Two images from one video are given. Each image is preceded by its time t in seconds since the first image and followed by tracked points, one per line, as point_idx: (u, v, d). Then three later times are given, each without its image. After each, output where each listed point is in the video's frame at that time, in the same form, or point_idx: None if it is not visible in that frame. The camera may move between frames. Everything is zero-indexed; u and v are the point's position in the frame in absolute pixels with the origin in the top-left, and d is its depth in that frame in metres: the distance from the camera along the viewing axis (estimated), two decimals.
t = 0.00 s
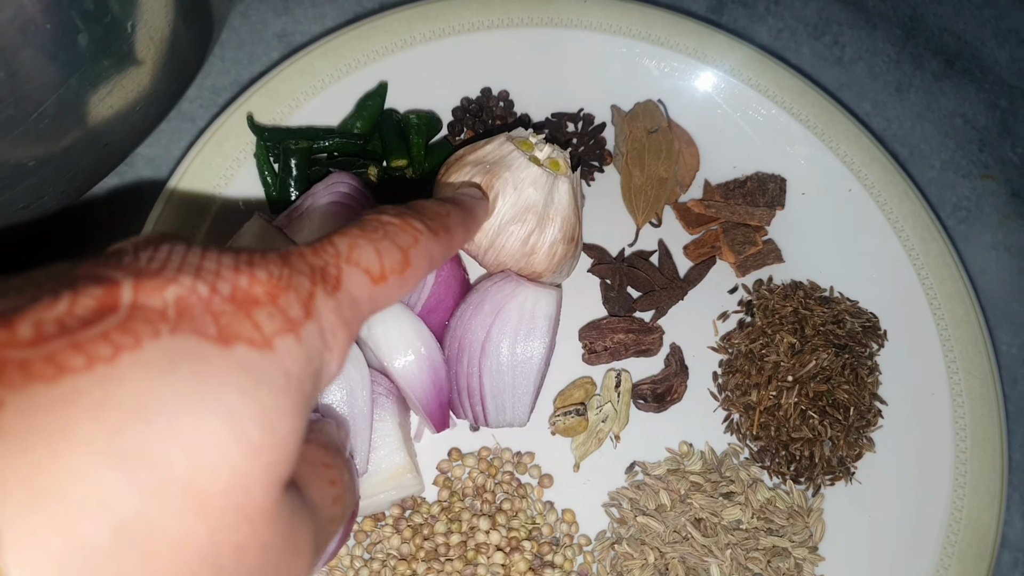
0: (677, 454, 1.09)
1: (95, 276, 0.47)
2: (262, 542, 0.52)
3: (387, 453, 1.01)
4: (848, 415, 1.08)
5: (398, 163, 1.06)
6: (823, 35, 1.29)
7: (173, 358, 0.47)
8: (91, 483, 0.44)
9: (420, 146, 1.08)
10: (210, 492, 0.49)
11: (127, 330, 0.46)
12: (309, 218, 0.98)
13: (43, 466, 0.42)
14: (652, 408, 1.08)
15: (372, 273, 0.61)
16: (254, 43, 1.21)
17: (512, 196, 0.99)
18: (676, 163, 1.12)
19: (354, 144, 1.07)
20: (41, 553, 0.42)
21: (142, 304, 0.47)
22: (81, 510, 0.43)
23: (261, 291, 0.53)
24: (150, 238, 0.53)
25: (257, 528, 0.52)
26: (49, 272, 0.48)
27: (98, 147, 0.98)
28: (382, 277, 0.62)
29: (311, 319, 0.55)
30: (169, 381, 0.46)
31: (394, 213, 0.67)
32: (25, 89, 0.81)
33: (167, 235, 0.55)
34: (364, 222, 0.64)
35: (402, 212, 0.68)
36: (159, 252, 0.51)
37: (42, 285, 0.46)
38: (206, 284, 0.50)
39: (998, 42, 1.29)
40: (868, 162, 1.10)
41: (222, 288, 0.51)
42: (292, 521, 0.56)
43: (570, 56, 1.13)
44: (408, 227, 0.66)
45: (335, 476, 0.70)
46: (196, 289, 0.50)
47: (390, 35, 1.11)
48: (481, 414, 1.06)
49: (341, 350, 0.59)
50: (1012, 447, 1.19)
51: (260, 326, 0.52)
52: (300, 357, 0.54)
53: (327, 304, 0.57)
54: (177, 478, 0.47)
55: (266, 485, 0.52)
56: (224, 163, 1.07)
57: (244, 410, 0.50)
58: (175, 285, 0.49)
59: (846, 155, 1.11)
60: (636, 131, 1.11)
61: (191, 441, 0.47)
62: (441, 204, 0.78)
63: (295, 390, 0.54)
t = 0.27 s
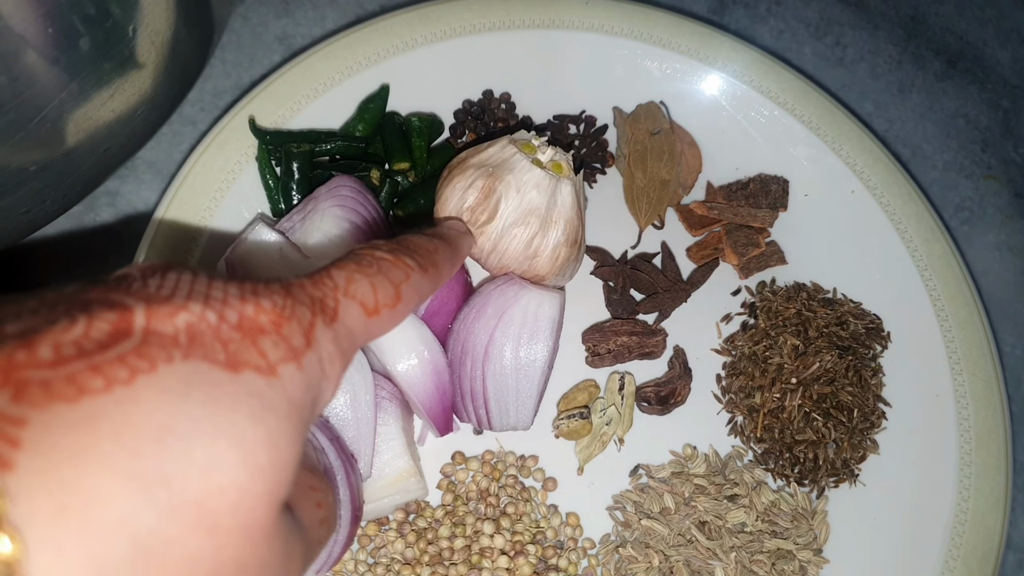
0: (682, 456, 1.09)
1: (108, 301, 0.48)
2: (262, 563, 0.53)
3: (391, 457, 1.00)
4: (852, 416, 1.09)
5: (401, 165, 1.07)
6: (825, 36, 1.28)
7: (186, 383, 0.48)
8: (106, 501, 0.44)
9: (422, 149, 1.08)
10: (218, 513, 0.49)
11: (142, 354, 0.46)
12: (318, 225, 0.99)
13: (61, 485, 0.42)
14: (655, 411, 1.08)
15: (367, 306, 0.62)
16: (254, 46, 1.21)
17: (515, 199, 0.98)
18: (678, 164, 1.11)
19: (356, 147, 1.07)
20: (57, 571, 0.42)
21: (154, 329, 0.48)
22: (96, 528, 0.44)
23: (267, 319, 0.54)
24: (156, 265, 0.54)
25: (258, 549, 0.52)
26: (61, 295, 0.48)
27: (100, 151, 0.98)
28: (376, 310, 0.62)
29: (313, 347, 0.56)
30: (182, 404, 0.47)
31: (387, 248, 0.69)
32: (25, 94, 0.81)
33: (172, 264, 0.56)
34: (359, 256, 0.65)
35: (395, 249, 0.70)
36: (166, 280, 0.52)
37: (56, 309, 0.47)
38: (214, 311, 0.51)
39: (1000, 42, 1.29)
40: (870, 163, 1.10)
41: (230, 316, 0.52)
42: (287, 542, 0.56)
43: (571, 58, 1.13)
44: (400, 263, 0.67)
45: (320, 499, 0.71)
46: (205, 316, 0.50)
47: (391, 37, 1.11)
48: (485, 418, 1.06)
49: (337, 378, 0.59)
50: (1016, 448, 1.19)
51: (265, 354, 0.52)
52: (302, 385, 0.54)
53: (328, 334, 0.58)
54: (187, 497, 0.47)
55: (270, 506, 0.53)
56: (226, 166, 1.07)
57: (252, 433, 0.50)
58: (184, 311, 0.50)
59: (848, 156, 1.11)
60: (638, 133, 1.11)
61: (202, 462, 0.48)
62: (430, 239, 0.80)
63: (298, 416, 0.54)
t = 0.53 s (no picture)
0: (682, 456, 1.09)
1: (106, 302, 0.47)
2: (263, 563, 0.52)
3: (391, 458, 1.00)
4: (852, 416, 1.08)
5: (400, 165, 1.07)
6: (823, 34, 1.28)
7: (187, 382, 0.47)
8: (109, 502, 0.43)
9: (421, 149, 1.08)
10: (219, 513, 0.48)
11: (142, 355, 0.46)
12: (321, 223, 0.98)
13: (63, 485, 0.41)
14: (656, 411, 1.08)
15: (364, 306, 0.61)
16: (252, 46, 1.20)
17: (514, 199, 0.98)
18: (678, 164, 1.11)
19: (355, 147, 1.07)
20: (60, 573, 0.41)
21: (153, 329, 0.47)
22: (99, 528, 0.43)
23: (265, 319, 0.53)
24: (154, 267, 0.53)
25: (258, 550, 0.52)
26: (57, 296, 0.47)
27: (98, 152, 0.98)
28: (373, 310, 0.62)
29: (312, 347, 0.56)
30: (184, 404, 0.46)
31: (383, 247, 0.69)
32: (24, 95, 0.80)
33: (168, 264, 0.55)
34: (356, 256, 0.65)
35: (391, 248, 0.69)
36: (164, 280, 0.51)
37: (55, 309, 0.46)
38: (213, 311, 0.50)
39: (998, 41, 1.29)
40: (870, 162, 1.10)
41: (229, 316, 0.51)
42: (287, 541, 0.56)
43: (570, 57, 1.13)
44: (397, 263, 0.67)
45: (318, 496, 0.71)
46: (205, 316, 0.50)
47: (389, 37, 1.10)
48: (485, 418, 1.06)
49: (335, 377, 0.59)
50: (1016, 446, 1.19)
51: (264, 354, 0.52)
52: (300, 384, 0.54)
53: (327, 334, 0.57)
54: (189, 497, 0.47)
55: (269, 506, 0.52)
56: (225, 167, 1.07)
57: (252, 432, 0.50)
58: (184, 311, 0.49)
59: (847, 155, 1.11)
60: (638, 132, 1.11)
61: (202, 461, 0.47)
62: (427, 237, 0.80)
63: (296, 414, 0.54)
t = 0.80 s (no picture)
0: (684, 455, 1.09)
1: (115, 293, 0.50)
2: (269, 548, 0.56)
3: (394, 456, 1.01)
4: (853, 414, 1.08)
5: (403, 165, 1.07)
6: (824, 35, 1.29)
7: (194, 372, 0.50)
8: (118, 486, 0.46)
9: (424, 148, 1.09)
10: (225, 499, 0.52)
11: (149, 344, 0.49)
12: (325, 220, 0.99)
13: (73, 471, 0.45)
14: (658, 409, 1.08)
15: (369, 298, 0.64)
16: (255, 47, 1.21)
17: (517, 198, 0.99)
18: (679, 164, 1.12)
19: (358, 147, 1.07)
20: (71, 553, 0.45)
21: (160, 319, 0.50)
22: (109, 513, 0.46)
23: (271, 310, 0.57)
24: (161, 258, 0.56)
25: (265, 534, 0.55)
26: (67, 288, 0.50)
27: (102, 152, 0.98)
28: (378, 302, 0.65)
29: (316, 338, 0.59)
30: (190, 394, 0.49)
31: (390, 241, 0.70)
32: (29, 95, 0.81)
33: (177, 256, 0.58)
34: (362, 249, 0.67)
35: (397, 241, 0.71)
36: (170, 272, 0.54)
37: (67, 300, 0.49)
38: (219, 302, 0.53)
39: (998, 41, 1.29)
40: (871, 162, 1.10)
41: (235, 307, 0.54)
42: (294, 529, 0.59)
43: (572, 58, 1.13)
44: (403, 256, 0.69)
45: (324, 486, 0.71)
46: (211, 307, 0.53)
47: (391, 38, 1.11)
48: (488, 417, 1.06)
49: (338, 366, 0.62)
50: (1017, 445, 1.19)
51: (269, 345, 0.55)
52: (303, 373, 0.58)
53: (330, 324, 0.61)
54: (195, 482, 0.50)
55: (276, 495, 0.55)
56: (228, 166, 1.07)
57: (258, 423, 0.53)
58: (190, 302, 0.52)
59: (848, 155, 1.11)
60: (639, 132, 1.11)
61: (209, 449, 0.50)
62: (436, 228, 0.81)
63: (302, 406, 0.57)
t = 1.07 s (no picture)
0: (682, 452, 1.09)
1: (118, 288, 0.50)
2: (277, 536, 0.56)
3: (392, 454, 1.01)
4: (851, 412, 1.09)
5: (401, 163, 1.07)
6: (822, 33, 1.29)
7: (197, 363, 0.50)
8: (126, 476, 0.46)
9: (422, 147, 1.09)
10: (231, 486, 0.52)
11: (152, 336, 0.49)
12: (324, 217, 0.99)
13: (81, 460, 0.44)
14: (656, 407, 1.08)
15: (370, 290, 0.64)
16: (254, 45, 1.21)
17: (515, 196, 0.99)
18: (677, 162, 1.12)
19: (356, 145, 1.07)
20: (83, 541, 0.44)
21: (163, 312, 0.50)
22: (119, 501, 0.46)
23: (272, 302, 0.57)
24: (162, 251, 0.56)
25: (272, 523, 0.55)
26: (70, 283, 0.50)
27: (100, 150, 0.98)
28: (380, 295, 0.65)
29: (317, 329, 0.59)
30: (195, 385, 0.49)
31: (389, 234, 0.71)
32: (28, 93, 0.81)
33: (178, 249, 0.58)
34: (364, 242, 0.67)
35: (398, 235, 0.71)
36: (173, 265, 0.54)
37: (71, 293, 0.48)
38: (221, 295, 0.53)
39: (996, 40, 1.30)
40: (869, 160, 1.10)
41: (237, 300, 0.54)
42: (303, 516, 0.59)
43: (570, 56, 1.13)
44: (404, 249, 0.69)
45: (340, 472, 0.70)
46: (213, 300, 0.53)
47: (390, 37, 1.11)
48: (486, 414, 1.07)
49: (342, 357, 0.62)
50: (1015, 443, 1.19)
51: (271, 336, 0.55)
52: (306, 364, 0.58)
53: (332, 317, 0.61)
54: (202, 470, 0.50)
55: (281, 483, 0.55)
56: (227, 165, 1.07)
57: (262, 411, 0.53)
58: (193, 295, 0.52)
59: (846, 153, 1.11)
60: (637, 130, 1.12)
61: (215, 437, 0.50)
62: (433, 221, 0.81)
63: (305, 393, 0.57)
